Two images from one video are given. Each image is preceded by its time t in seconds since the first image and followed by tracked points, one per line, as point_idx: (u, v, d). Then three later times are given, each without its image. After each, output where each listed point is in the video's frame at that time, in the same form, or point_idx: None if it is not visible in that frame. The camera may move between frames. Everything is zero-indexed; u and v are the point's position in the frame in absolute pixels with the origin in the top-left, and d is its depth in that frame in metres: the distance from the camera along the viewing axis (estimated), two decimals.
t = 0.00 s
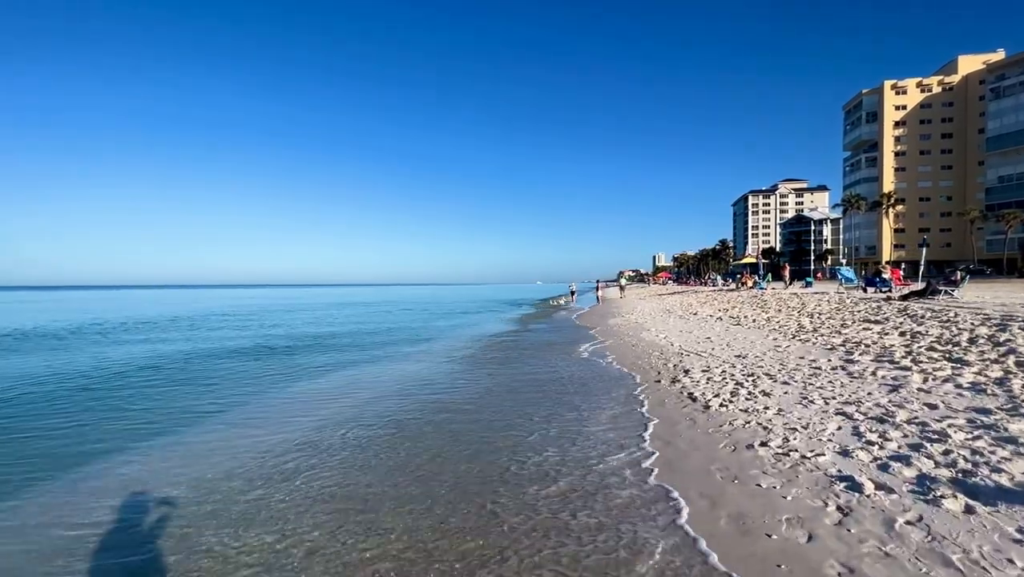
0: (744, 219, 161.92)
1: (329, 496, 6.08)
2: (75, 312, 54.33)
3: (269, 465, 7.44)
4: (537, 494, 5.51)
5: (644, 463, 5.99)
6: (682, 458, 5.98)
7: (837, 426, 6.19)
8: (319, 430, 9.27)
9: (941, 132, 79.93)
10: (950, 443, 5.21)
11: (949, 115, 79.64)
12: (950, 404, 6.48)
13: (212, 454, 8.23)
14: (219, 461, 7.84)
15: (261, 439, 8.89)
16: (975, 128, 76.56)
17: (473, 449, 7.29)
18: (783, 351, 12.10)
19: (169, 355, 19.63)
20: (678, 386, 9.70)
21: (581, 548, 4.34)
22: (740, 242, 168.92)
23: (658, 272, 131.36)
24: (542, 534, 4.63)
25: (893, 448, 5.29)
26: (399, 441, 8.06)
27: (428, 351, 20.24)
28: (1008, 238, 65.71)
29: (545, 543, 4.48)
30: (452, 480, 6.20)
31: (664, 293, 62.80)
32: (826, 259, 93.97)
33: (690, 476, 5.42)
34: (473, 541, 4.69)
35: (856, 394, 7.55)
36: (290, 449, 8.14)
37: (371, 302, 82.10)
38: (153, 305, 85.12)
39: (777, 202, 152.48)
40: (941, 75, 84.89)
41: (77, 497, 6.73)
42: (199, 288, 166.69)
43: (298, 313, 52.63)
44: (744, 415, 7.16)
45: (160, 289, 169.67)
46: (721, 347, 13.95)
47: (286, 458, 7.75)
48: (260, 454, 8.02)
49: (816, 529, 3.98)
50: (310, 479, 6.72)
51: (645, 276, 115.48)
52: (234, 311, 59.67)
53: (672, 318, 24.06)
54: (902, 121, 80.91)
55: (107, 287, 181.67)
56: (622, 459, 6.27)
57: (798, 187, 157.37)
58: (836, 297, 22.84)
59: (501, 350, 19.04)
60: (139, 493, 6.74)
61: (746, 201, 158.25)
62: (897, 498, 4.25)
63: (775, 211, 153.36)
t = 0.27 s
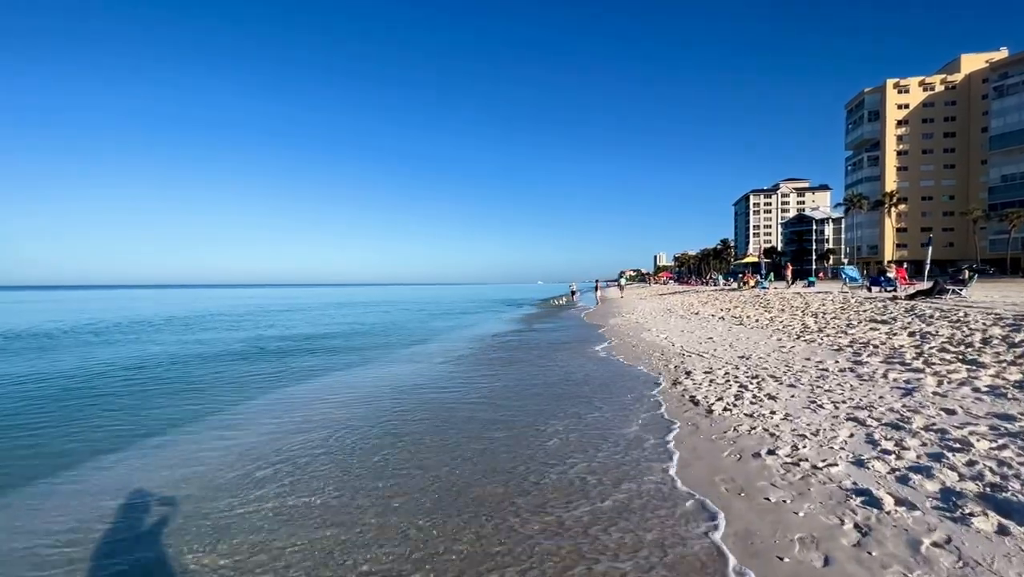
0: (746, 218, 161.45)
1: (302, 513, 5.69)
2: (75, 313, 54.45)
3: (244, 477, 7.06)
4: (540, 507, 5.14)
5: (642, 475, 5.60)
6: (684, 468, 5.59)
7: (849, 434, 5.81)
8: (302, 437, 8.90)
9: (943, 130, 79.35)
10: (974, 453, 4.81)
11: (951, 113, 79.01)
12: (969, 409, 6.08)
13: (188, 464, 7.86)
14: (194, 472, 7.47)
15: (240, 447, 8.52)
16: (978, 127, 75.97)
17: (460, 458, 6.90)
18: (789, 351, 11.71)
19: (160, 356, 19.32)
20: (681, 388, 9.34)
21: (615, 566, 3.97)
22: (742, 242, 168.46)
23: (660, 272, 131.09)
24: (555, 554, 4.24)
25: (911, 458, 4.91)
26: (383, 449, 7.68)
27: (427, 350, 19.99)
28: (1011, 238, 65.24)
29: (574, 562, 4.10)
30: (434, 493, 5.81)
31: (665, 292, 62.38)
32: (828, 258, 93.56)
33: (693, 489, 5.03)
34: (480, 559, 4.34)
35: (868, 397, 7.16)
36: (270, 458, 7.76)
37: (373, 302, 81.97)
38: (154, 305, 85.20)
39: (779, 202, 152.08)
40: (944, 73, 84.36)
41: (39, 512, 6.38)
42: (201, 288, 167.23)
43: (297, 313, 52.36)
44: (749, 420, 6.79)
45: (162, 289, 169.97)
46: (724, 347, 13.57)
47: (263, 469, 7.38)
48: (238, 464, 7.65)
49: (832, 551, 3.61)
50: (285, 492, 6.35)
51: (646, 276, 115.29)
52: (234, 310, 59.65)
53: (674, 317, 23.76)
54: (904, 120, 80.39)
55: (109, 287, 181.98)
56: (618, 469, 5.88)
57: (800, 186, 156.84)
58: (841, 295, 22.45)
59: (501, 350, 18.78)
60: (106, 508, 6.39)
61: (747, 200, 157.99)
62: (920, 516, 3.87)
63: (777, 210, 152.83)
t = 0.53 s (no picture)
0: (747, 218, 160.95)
1: (269, 533, 5.30)
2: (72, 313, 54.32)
3: (216, 490, 6.70)
4: (532, 527, 4.76)
5: (638, 492, 5.20)
6: (688, 486, 5.20)
7: (865, 448, 5.40)
8: (284, 445, 8.53)
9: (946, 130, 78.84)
10: (1005, 474, 4.40)
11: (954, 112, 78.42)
12: (993, 422, 5.67)
13: (161, 474, 7.50)
14: (167, 484, 7.12)
15: (218, 455, 8.15)
16: (981, 126, 75.45)
17: (444, 471, 6.52)
18: (795, 355, 11.30)
19: (151, 357, 19.01)
20: (684, 395, 8.94)
21: None
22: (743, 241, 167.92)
23: (661, 271, 130.63)
24: None
25: (935, 478, 4.50)
26: (365, 460, 7.30)
27: (423, 352, 19.67)
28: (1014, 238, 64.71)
29: None
30: (413, 512, 5.42)
31: (667, 292, 62.03)
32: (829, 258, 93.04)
33: (698, 511, 4.64)
34: None
35: (882, 407, 6.75)
36: (246, 468, 7.40)
37: (373, 302, 81.76)
38: (154, 305, 85.16)
39: (780, 201, 151.54)
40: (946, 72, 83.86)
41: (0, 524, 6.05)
42: (201, 288, 167.32)
43: (296, 313, 52.06)
44: (757, 432, 6.39)
45: (163, 288, 170.05)
46: (728, 351, 13.17)
47: (237, 480, 7.00)
48: (212, 474, 7.28)
49: None
50: (258, 507, 5.99)
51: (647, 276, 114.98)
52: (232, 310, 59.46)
53: (675, 318, 23.40)
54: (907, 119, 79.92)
55: (110, 287, 182.10)
56: (612, 485, 5.48)
57: (801, 186, 156.30)
58: (845, 297, 22.03)
59: (497, 352, 18.44)
60: (71, 522, 6.06)
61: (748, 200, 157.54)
62: (953, 548, 3.47)
63: (779, 210, 152.29)
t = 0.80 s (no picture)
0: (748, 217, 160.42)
1: (229, 551, 4.89)
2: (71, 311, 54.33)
3: (185, 497, 6.33)
4: (531, 550, 4.33)
5: (639, 509, 4.78)
6: (691, 501, 4.80)
7: (878, 460, 4.99)
8: (261, 451, 8.13)
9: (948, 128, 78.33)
10: None
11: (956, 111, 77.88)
12: (1016, 431, 5.24)
13: (127, 479, 7.12)
14: (132, 489, 6.73)
15: (190, 459, 7.77)
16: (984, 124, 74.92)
17: (425, 482, 6.09)
18: (799, 357, 10.89)
19: (140, 357, 18.67)
20: (683, 400, 8.55)
21: None
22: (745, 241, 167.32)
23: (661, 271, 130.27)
24: None
25: (958, 495, 4.09)
26: (342, 467, 6.90)
27: (417, 353, 19.34)
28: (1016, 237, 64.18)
29: None
30: (385, 529, 5.00)
31: (667, 292, 61.65)
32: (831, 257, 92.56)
33: (702, 530, 4.24)
34: None
35: (893, 414, 6.34)
36: (221, 474, 7.06)
37: (372, 302, 81.56)
38: (154, 304, 85.17)
39: (781, 201, 150.99)
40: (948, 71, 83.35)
41: None
42: (202, 288, 167.46)
43: (293, 313, 51.72)
44: (761, 441, 5.98)
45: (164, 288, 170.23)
46: (729, 352, 12.76)
47: (206, 487, 6.61)
48: (179, 480, 6.87)
49: None
50: (226, 518, 5.64)
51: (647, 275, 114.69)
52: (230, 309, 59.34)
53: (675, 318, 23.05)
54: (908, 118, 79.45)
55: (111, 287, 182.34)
56: (608, 499, 5.07)
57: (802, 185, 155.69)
58: (848, 297, 21.61)
59: (493, 352, 18.10)
60: (32, 528, 5.76)
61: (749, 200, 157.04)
62: None
63: (780, 209, 151.73)
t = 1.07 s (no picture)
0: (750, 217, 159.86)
1: None
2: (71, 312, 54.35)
3: (150, 516, 5.95)
4: None
5: (637, 535, 4.40)
6: (694, 525, 4.43)
7: (896, 481, 4.59)
8: (240, 461, 7.79)
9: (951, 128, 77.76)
10: None
11: (959, 110, 77.28)
12: None
13: (97, 493, 6.81)
14: (103, 503, 6.43)
15: (165, 472, 7.38)
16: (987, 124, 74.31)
17: (408, 501, 5.71)
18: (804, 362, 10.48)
19: (130, 359, 18.30)
20: (684, 408, 8.15)
21: None
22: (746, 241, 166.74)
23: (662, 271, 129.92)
24: None
25: (989, 525, 3.71)
26: (322, 482, 6.51)
27: (412, 354, 18.99)
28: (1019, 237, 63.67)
29: None
30: (362, 556, 4.61)
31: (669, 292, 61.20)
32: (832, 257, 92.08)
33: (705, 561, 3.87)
34: None
35: (908, 427, 5.93)
36: (195, 487, 6.72)
37: (373, 302, 81.30)
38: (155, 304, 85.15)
39: (782, 200, 150.40)
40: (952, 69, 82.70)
41: None
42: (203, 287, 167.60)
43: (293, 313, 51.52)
44: (767, 456, 5.59)
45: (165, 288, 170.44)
46: (732, 355, 12.36)
47: (175, 502, 6.24)
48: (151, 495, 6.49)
49: None
50: (190, 539, 5.31)
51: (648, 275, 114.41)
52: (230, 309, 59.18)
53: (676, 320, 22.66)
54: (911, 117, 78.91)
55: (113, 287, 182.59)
56: (603, 522, 4.69)
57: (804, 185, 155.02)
58: (852, 298, 21.15)
59: (489, 354, 17.74)
60: None
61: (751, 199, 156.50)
62: None
63: (781, 209, 151.14)
